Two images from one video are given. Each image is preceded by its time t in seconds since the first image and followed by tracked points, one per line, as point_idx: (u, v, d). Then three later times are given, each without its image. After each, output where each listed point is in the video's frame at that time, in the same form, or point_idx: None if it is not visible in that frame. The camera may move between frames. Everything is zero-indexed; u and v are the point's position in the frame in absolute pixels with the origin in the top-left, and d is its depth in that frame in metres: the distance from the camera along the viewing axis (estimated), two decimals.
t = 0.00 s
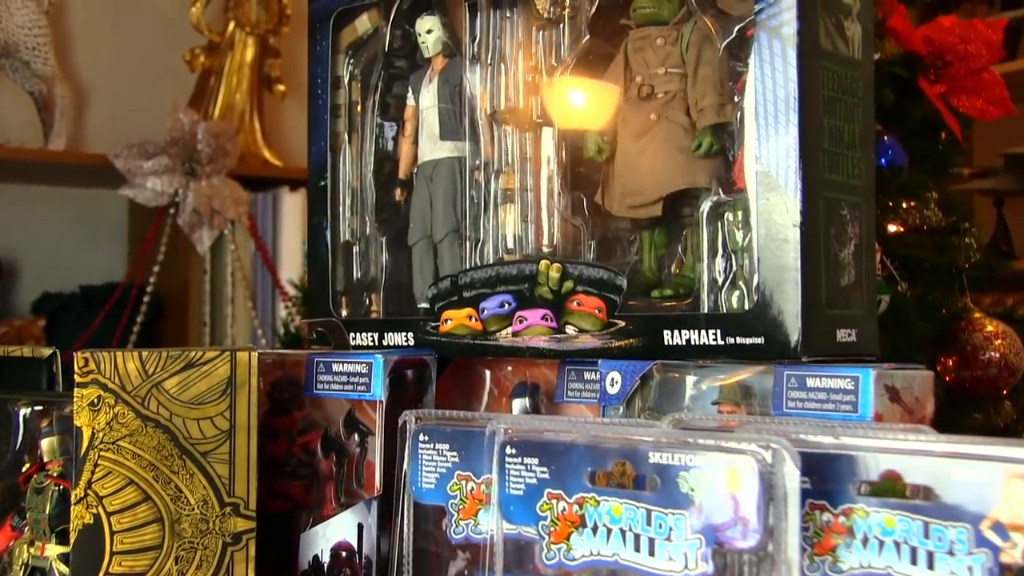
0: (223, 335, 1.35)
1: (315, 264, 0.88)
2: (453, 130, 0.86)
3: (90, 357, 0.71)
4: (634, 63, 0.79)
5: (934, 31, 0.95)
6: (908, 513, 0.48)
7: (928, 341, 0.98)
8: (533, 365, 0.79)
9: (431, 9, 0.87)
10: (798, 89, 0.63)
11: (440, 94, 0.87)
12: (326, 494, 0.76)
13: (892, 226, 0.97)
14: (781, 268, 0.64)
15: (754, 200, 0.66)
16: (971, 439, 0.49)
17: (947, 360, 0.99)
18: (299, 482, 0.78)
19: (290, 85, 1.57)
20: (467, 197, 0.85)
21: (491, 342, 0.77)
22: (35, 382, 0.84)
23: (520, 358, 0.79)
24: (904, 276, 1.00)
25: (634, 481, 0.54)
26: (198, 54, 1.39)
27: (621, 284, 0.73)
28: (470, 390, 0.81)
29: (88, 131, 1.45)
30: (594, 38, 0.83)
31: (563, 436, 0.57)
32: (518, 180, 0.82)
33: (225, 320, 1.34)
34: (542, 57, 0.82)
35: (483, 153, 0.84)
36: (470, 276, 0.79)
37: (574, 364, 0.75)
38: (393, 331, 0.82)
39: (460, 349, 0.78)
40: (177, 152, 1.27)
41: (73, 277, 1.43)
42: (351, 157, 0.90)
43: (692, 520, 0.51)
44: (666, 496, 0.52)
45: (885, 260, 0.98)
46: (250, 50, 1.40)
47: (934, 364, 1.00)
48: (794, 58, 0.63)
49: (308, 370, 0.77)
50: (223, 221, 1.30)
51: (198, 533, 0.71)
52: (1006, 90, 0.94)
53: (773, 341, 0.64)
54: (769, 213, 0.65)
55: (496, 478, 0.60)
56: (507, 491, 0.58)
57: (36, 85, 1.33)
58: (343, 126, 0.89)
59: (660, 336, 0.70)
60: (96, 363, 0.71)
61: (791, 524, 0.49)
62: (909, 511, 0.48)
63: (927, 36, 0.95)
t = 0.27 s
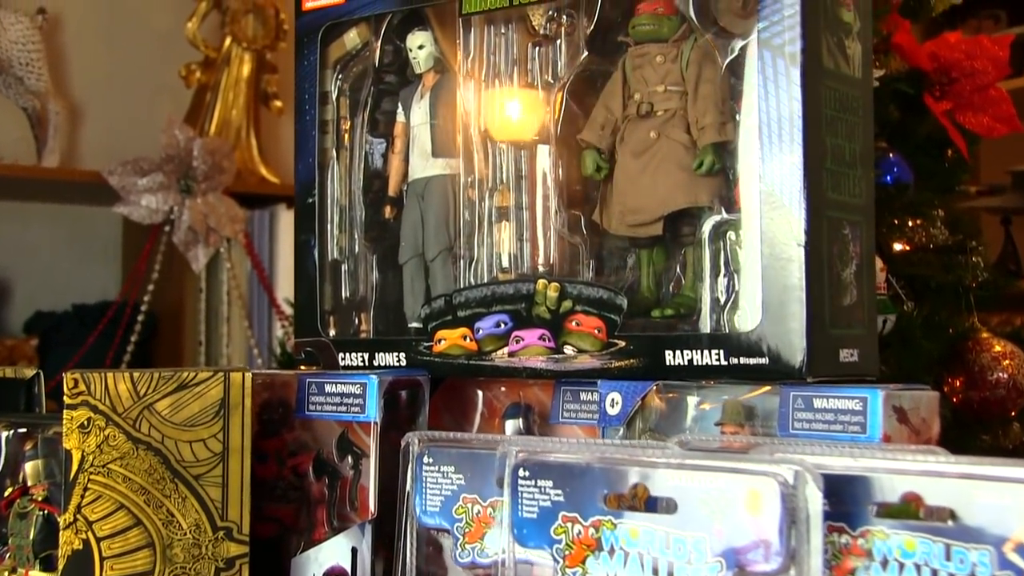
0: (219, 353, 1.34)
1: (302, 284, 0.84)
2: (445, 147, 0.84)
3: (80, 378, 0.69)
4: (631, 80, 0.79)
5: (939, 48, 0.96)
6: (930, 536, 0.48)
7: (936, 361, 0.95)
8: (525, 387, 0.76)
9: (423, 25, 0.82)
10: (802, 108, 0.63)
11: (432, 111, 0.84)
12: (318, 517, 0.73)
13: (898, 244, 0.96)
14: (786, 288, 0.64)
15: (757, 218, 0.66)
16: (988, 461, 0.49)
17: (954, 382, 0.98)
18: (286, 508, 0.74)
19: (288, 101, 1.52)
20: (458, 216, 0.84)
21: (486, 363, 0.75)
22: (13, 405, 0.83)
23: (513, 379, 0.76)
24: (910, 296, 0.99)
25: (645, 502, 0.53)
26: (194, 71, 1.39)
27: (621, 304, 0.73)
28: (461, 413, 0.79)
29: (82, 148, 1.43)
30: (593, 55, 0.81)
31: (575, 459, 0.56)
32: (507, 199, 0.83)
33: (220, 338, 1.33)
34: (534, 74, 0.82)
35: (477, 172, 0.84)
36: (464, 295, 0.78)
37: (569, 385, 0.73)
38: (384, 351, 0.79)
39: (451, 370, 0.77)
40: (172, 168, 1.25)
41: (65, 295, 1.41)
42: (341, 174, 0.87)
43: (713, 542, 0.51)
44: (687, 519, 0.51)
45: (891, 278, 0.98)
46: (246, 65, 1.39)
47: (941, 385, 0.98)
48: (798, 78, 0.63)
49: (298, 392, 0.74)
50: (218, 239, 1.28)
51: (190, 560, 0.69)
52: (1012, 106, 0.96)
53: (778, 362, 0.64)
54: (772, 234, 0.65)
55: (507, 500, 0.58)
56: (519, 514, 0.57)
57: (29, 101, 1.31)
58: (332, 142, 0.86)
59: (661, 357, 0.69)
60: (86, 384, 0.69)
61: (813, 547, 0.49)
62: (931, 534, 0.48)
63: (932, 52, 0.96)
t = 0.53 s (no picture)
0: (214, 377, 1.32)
1: (295, 304, 0.83)
2: (441, 166, 0.82)
3: (73, 401, 0.69)
4: (633, 99, 0.77)
5: (945, 65, 0.96)
6: (950, 560, 0.48)
7: (942, 384, 0.94)
8: (521, 410, 0.74)
9: (421, 40, 0.81)
10: (808, 128, 0.62)
11: (427, 129, 0.83)
12: (312, 542, 0.71)
13: (904, 264, 0.95)
14: (793, 310, 0.63)
15: (763, 240, 0.65)
16: (1004, 482, 0.49)
17: (962, 406, 0.97)
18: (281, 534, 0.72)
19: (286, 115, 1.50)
20: (455, 236, 0.82)
21: (484, 385, 0.74)
22: None
23: (509, 402, 0.74)
24: (918, 317, 0.99)
25: (658, 527, 0.53)
26: (190, 88, 1.40)
27: (624, 325, 0.72)
28: (455, 437, 0.77)
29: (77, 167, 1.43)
30: (593, 73, 0.80)
31: (590, 482, 0.55)
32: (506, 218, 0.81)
33: (216, 362, 1.31)
34: (533, 92, 0.81)
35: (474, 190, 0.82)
36: (462, 315, 0.77)
37: (568, 407, 0.71)
38: (380, 372, 0.78)
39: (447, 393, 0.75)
40: (167, 188, 1.24)
41: (58, 318, 1.39)
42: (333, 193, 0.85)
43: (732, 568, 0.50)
44: (706, 544, 0.50)
45: (898, 299, 0.97)
46: (242, 83, 1.38)
47: (949, 408, 0.97)
48: (804, 98, 0.62)
49: (293, 414, 0.73)
50: (214, 258, 1.27)
51: None
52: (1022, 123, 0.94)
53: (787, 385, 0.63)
54: (777, 255, 0.64)
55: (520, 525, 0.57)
56: (532, 539, 0.56)
57: (23, 119, 1.30)
58: (324, 160, 0.85)
59: (665, 379, 0.68)
60: (79, 407, 0.69)
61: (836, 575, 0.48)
62: (951, 558, 0.48)
63: (938, 69, 0.95)
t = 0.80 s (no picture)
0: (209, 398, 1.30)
1: (288, 328, 0.82)
2: (437, 186, 0.81)
3: (64, 424, 0.68)
4: (634, 118, 0.76)
5: (950, 82, 0.96)
6: None
7: (948, 406, 0.93)
8: (518, 432, 0.74)
9: (416, 60, 0.80)
10: (812, 148, 0.62)
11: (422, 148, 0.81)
12: (305, 568, 0.70)
13: (909, 285, 0.95)
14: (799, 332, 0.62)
15: (766, 260, 0.65)
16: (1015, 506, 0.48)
17: (969, 428, 0.97)
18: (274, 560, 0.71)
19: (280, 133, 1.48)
20: (450, 256, 0.80)
21: (481, 407, 0.73)
22: None
23: (505, 425, 0.74)
24: (923, 338, 0.98)
25: (666, 552, 0.52)
26: (186, 105, 1.38)
27: (625, 347, 0.71)
28: (452, 459, 0.76)
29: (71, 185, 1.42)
30: (593, 91, 0.78)
31: (596, 506, 0.54)
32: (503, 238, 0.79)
33: (210, 383, 1.29)
34: (534, 112, 0.80)
35: (473, 211, 0.80)
36: (459, 337, 0.75)
37: (567, 430, 0.70)
38: (376, 395, 0.77)
39: (443, 415, 0.74)
40: (162, 207, 1.24)
41: (48, 338, 1.37)
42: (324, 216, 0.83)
43: None
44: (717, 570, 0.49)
45: (904, 320, 0.96)
46: (240, 100, 1.37)
47: (956, 431, 0.98)
48: (808, 118, 0.62)
49: (287, 437, 0.71)
50: (209, 278, 1.25)
51: None
52: None
53: (793, 408, 0.62)
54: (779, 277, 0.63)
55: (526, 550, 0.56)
56: (539, 565, 0.55)
57: (15, 137, 1.28)
58: (317, 178, 0.83)
59: (667, 402, 0.67)
60: (71, 431, 0.68)
61: None
62: None
63: (943, 88, 0.96)
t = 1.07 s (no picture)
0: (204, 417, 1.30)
1: (283, 347, 0.80)
2: (434, 202, 0.80)
3: (58, 445, 0.66)
4: (635, 135, 0.75)
5: (957, 99, 0.95)
6: None
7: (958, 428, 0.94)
8: (515, 453, 0.72)
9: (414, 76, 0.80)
10: (818, 168, 0.62)
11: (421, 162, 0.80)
12: None
13: (915, 303, 0.94)
14: (805, 351, 0.62)
15: (771, 279, 0.64)
16: None
17: (978, 449, 0.97)
18: None
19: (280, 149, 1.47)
20: (449, 276, 0.80)
21: (481, 428, 0.71)
22: None
23: (503, 444, 0.72)
24: (930, 357, 0.97)
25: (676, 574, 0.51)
26: (182, 120, 1.37)
27: (627, 366, 0.70)
28: (448, 479, 0.74)
29: (64, 201, 1.41)
30: (593, 107, 0.78)
31: (603, 527, 0.53)
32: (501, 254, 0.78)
33: (205, 403, 1.29)
34: (532, 129, 0.79)
35: (470, 228, 0.80)
36: (458, 355, 0.74)
37: (566, 449, 0.69)
38: (371, 414, 0.75)
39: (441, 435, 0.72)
40: (156, 224, 1.23)
41: (42, 356, 1.36)
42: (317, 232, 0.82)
43: None
44: None
45: (909, 338, 0.95)
46: (235, 116, 1.37)
47: (965, 451, 0.97)
48: (813, 136, 0.62)
49: (282, 457, 0.70)
50: (205, 296, 1.24)
51: None
52: None
53: (798, 429, 0.62)
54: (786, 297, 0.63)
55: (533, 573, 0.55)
56: None
57: (8, 152, 1.27)
58: (311, 195, 0.82)
59: (670, 422, 0.66)
60: (65, 451, 0.66)
61: None
62: None
63: (949, 104, 0.95)
